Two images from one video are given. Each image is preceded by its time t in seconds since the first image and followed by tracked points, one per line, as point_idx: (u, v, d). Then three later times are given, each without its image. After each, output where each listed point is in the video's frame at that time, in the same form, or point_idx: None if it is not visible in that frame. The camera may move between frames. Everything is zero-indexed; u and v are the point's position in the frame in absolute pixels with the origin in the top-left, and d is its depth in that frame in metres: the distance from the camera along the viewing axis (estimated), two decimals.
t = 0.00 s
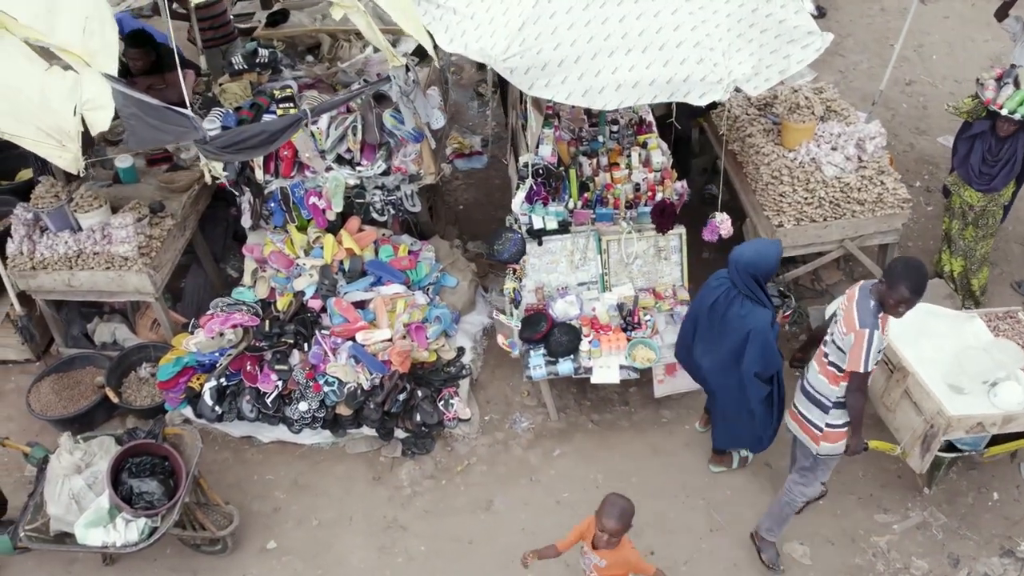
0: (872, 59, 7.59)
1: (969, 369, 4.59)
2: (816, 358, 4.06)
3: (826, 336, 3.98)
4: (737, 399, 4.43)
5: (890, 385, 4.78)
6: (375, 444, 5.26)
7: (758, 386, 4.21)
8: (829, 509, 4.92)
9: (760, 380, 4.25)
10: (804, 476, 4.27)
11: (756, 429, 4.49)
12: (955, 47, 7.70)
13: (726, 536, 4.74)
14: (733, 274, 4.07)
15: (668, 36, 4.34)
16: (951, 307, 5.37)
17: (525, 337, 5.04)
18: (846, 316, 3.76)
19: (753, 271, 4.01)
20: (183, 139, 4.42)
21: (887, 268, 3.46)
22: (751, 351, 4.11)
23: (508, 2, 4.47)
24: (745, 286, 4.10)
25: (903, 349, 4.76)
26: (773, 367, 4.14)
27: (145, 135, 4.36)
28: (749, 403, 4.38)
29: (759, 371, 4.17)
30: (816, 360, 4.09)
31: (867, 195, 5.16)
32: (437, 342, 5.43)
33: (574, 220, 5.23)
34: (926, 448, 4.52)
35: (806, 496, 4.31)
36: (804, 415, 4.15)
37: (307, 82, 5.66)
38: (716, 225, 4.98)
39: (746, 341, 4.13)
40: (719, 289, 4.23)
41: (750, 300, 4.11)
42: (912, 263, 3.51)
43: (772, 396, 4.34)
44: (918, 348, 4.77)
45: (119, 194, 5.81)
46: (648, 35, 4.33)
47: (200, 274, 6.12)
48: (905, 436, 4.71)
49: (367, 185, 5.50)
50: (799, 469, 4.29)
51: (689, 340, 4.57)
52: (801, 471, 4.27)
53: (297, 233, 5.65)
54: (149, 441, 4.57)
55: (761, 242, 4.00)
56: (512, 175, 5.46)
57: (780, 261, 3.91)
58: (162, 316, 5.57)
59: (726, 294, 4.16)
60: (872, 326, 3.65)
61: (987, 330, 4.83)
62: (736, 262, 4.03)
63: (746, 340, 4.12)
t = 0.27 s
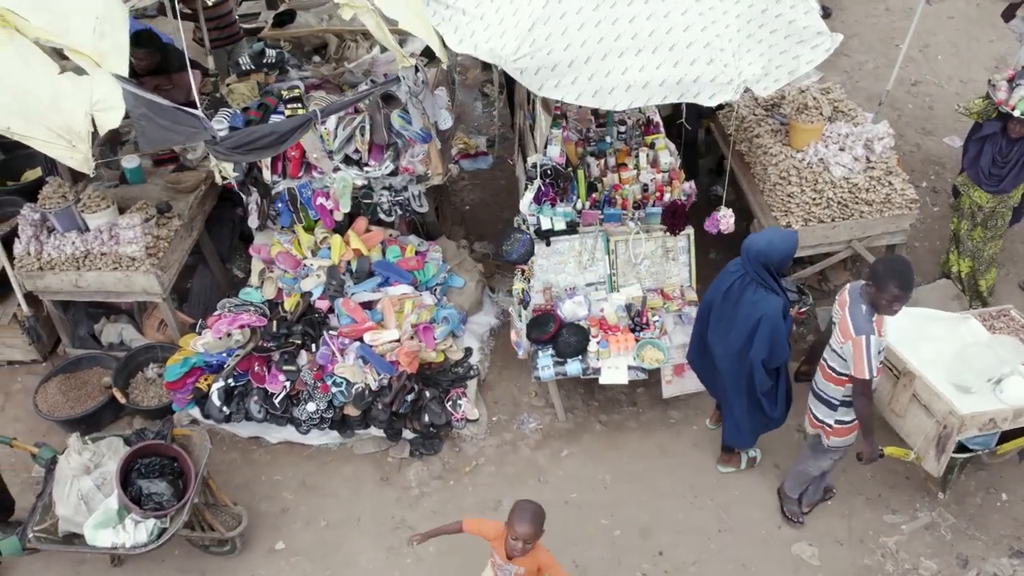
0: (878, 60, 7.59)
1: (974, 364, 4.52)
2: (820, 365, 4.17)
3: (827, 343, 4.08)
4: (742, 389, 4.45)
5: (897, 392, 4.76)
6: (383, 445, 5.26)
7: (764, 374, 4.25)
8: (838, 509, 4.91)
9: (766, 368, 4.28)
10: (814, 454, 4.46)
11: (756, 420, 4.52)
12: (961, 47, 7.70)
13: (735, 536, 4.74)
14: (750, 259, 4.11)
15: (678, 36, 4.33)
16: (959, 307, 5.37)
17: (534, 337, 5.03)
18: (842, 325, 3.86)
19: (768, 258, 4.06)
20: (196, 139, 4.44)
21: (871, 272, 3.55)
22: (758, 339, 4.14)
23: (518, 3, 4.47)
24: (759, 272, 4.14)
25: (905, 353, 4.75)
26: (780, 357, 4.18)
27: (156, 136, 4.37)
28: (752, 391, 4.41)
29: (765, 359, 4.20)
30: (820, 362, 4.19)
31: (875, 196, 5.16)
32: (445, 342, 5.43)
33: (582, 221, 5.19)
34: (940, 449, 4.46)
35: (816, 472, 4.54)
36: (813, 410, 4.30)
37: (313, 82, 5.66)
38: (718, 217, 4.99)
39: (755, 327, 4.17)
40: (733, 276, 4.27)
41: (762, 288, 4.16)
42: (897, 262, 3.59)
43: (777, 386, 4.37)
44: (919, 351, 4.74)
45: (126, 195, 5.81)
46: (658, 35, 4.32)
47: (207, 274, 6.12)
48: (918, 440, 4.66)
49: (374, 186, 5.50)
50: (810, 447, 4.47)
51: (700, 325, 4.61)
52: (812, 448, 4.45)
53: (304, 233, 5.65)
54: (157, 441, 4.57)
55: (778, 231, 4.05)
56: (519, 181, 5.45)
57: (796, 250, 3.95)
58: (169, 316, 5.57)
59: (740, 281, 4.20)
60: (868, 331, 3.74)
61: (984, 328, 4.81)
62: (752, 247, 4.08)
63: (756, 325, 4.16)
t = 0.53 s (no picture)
0: (884, 60, 7.59)
1: (982, 359, 4.47)
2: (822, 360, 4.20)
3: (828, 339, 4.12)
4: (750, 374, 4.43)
5: (905, 392, 4.71)
6: (392, 445, 5.26)
7: (768, 359, 4.25)
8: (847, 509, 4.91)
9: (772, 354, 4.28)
10: (819, 447, 4.50)
11: (761, 407, 4.51)
12: (966, 47, 7.70)
13: (745, 537, 4.74)
14: (761, 242, 4.13)
15: (689, 36, 4.33)
16: (967, 308, 5.37)
17: (543, 337, 5.03)
18: (842, 321, 3.91)
19: (778, 242, 4.07)
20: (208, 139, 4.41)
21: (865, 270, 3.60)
22: (766, 321, 4.15)
23: (529, 3, 4.47)
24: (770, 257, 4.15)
25: (911, 353, 4.71)
26: (786, 342, 4.18)
27: (167, 136, 4.38)
28: (757, 377, 4.40)
29: (770, 344, 4.20)
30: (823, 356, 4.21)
31: (884, 196, 5.16)
32: (453, 343, 5.43)
33: (591, 221, 5.21)
34: (954, 447, 4.44)
35: (820, 466, 4.57)
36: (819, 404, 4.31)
37: (320, 83, 5.66)
38: (722, 209, 4.97)
39: (763, 310, 4.18)
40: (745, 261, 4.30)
41: (774, 273, 4.17)
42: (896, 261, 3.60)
43: (782, 373, 4.36)
44: (924, 349, 4.70)
45: (133, 195, 5.81)
46: (669, 35, 4.33)
47: (214, 274, 6.12)
48: (930, 440, 4.62)
49: (383, 186, 5.48)
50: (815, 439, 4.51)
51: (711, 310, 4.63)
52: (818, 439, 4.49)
53: (313, 234, 5.65)
54: (167, 442, 4.57)
55: (791, 216, 4.07)
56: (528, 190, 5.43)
57: (806, 235, 3.95)
58: (177, 316, 5.57)
59: (751, 265, 4.23)
60: (866, 328, 3.76)
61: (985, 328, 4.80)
62: (763, 231, 4.09)
63: (763, 309, 4.17)
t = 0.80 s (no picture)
0: (890, 60, 7.60)
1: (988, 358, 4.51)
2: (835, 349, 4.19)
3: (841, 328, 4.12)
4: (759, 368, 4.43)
5: (914, 387, 4.70)
6: (401, 445, 5.26)
7: (777, 351, 4.25)
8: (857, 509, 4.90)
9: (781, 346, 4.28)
10: (830, 441, 4.43)
11: (769, 402, 4.49)
12: (972, 48, 7.70)
13: (755, 537, 4.74)
14: (771, 233, 4.16)
15: (700, 37, 4.33)
16: (975, 308, 5.37)
17: (552, 337, 5.05)
18: (856, 310, 3.91)
19: (788, 232, 4.10)
20: (222, 139, 4.45)
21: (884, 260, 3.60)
22: (775, 311, 4.16)
23: (539, 3, 4.47)
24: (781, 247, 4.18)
25: (920, 347, 4.70)
26: (795, 334, 4.18)
27: (179, 136, 4.36)
28: (766, 370, 4.40)
29: (779, 335, 4.21)
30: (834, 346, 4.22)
31: (893, 196, 5.16)
32: (462, 342, 5.42)
33: (599, 221, 5.22)
34: (962, 441, 4.44)
35: (832, 460, 4.48)
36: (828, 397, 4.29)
37: (328, 83, 5.68)
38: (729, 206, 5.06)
39: (772, 300, 4.20)
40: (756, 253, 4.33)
41: (783, 264, 4.19)
42: (914, 252, 3.61)
43: (792, 367, 4.35)
44: (933, 344, 4.69)
45: (141, 195, 5.80)
46: (680, 36, 4.33)
47: (222, 275, 6.12)
48: (937, 434, 4.63)
49: (391, 186, 5.48)
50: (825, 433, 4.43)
51: (724, 303, 4.65)
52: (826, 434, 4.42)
53: (321, 234, 5.65)
54: (178, 442, 4.57)
55: (802, 207, 4.11)
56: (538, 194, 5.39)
57: (817, 225, 3.98)
58: (185, 316, 5.56)
59: (761, 256, 4.25)
60: (878, 317, 3.79)
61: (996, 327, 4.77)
62: (774, 221, 4.13)
63: (772, 299, 4.19)
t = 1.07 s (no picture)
0: (896, 61, 7.60)
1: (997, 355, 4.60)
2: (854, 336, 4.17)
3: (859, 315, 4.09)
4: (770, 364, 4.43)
5: (926, 377, 4.64)
6: (411, 445, 5.26)
7: (788, 347, 4.26)
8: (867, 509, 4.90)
9: (792, 342, 4.29)
10: (852, 435, 4.40)
11: (781, 396, 4.50)
12: (979, 48, 7.70)
13: (765, 537, 4.74)
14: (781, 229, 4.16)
15: (711, 37, 4.32)
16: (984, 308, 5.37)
17: (562, 338, 5.03)
18: (876, 299, 3.88)
19: (798, 229, 4.09)
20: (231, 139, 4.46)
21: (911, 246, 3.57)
22: (786, 308, 4.16)
23: (550, 3, 4.46)
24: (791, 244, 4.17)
25: (933, 339, 4.67)
26: (807, 330, 4.18)
27: (190, 137, 4.36)
28: (777, 366, 4.40)
29: (791, 331, 4.21)
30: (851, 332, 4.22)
31: (902, 197, 5.16)
32: (471, 343, 5.42)
33: (609, 221, 5.20)
34: (971, 433, 4.38)
35: (855, 451, 4.46)
36: (846, 386, 4.29)
37: (336, 83, 5.68)
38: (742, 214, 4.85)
39: (783, 297, 4.20)
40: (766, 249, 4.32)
41: (794, 260, 4.19)
42: (938, 238, 3.59)
43: (803, 362, 4.36)
44: (945, 338, 4.68)
45: (149, 196, 5.80)
46: (692, 36, 4.31)
47: (230, 275, 6.11)
48: (948, 425, 4.56)
49: (401, 186, 5.49)
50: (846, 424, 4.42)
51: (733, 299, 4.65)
52: (847, 425, 4.40)
53: (330, 234, 5.66)
54: (190, 443, 4.54)
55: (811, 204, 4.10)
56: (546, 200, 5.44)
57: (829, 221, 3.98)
58: (194, 317, 5.55)
59: (771, 253, 4.25)
60: (900, 304, 3.76)
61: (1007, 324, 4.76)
62: (784, 217, 4.13)
63: (782, 296, 4.19)
